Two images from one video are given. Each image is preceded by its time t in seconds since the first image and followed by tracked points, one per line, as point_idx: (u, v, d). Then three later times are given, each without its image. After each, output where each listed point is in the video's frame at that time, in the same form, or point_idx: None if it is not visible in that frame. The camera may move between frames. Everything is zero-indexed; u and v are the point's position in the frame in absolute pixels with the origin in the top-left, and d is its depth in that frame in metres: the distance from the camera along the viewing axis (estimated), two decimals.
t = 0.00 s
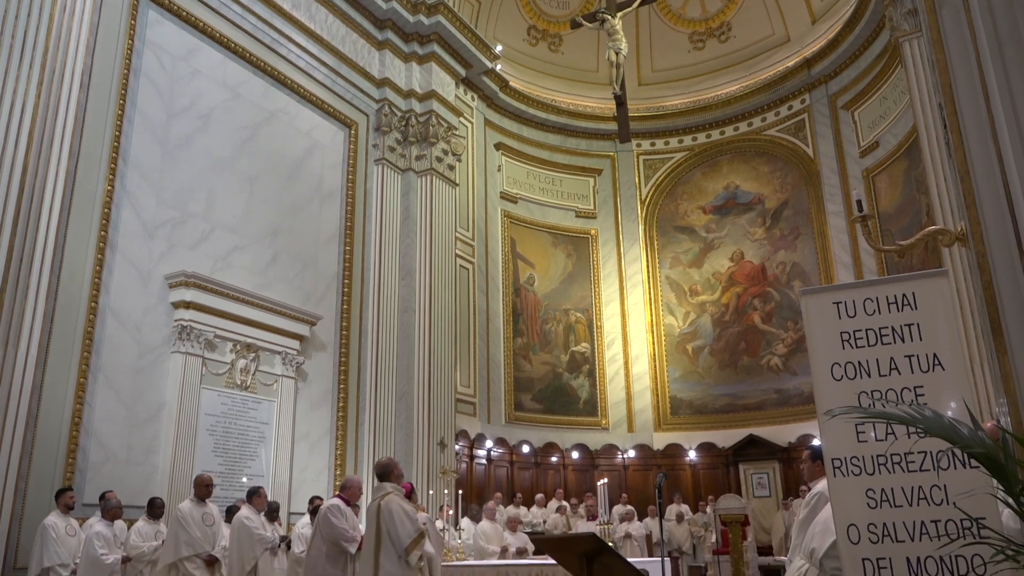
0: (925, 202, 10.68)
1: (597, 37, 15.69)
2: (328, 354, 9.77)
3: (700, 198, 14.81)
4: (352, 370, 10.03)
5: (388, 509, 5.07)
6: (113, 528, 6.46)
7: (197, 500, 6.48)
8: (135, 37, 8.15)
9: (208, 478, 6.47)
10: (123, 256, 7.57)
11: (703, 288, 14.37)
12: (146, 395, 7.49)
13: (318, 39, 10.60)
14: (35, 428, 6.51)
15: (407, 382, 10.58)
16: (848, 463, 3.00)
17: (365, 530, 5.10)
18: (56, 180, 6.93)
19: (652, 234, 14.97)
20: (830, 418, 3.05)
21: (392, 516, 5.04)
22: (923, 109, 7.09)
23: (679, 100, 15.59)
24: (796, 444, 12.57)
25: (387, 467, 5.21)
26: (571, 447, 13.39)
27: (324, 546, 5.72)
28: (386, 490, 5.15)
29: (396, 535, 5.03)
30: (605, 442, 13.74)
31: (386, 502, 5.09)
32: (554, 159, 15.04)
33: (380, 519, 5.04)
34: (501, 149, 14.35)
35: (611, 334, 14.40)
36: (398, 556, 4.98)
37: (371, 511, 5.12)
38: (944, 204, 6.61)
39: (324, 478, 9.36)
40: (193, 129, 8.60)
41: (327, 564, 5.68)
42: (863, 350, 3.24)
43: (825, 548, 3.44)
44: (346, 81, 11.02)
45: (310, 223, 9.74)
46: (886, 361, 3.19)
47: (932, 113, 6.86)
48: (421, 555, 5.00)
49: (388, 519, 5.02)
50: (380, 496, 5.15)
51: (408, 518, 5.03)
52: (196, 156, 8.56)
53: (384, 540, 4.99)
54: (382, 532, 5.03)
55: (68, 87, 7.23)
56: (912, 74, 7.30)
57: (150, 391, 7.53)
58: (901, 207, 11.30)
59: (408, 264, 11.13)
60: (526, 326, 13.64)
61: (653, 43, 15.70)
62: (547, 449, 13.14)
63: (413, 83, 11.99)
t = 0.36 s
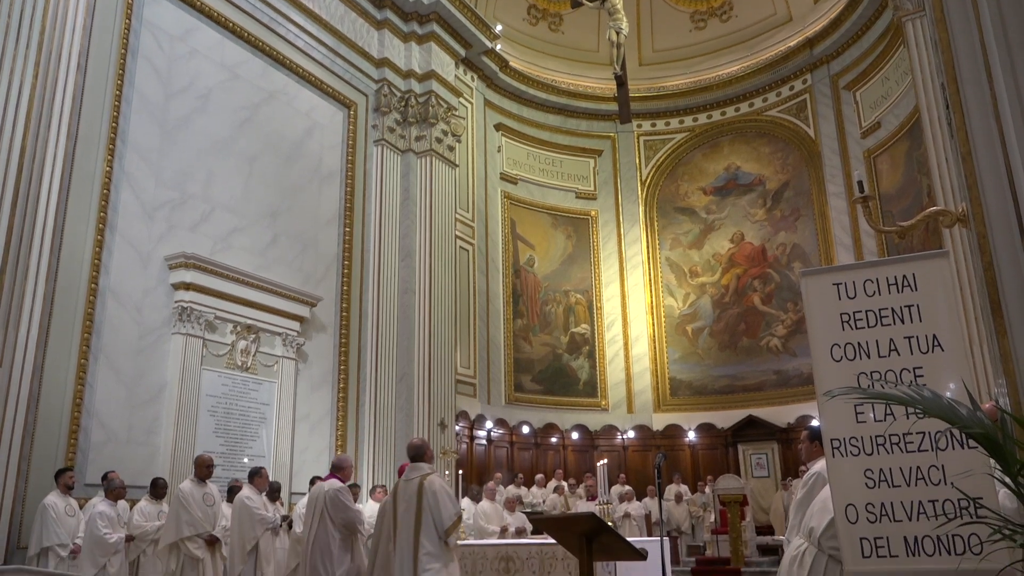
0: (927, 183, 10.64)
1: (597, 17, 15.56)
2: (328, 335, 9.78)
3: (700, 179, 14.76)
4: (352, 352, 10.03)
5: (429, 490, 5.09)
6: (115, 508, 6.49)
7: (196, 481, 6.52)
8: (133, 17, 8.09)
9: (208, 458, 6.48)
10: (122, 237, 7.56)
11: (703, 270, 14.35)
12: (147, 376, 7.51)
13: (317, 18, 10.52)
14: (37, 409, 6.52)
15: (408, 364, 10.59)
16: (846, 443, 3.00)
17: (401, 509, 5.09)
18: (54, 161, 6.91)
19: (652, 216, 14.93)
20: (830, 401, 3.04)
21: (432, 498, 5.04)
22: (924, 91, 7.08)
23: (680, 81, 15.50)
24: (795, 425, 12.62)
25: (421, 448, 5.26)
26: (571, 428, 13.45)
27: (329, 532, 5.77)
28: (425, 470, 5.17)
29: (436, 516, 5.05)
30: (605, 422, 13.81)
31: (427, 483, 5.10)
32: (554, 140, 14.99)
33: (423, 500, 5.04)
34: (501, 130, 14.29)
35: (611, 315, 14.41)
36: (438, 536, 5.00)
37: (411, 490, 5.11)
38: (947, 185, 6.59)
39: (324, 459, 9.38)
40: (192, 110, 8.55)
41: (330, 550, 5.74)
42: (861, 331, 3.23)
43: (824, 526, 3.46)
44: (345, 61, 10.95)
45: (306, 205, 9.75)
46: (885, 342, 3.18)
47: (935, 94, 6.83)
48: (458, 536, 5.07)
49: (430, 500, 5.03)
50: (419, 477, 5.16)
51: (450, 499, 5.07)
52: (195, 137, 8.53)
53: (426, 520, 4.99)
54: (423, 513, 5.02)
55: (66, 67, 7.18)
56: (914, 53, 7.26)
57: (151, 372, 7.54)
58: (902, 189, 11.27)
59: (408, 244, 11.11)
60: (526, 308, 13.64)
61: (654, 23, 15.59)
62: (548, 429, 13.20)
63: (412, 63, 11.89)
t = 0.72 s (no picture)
0: (930, 164, 10.60)
1: None
2: (330, 317, 9.79)
3: (703, 160, 14.71)
4: (354, 334, 10.05)
5: (473, 468, 5.21)
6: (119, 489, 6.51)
7: (199, 462, 6.51)
8: None
9: (211, 439, 6.48)
10: (124, 219, 7.54)
11: (705, 251, 14.33)
12: (150, 358, 7.52)
13: None
14: (41, 390, 6.55)
15: (410, 346, 10.60)
16: (846, 424, 3.01)
17: (439, 488, 5.20)
18: (55, 142, 6.88)
19: (654, 197, 14.89)
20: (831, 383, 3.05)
21: (477, 477, 5.19)
22: (929, 71, 7.04)
23: (682, 61, 15.40)
24: (796, 406, 12.66)
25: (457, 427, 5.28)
26: (572, 409, 13.50)
27: (333, 510, 5.79)
28: (466, 449, 5.27)
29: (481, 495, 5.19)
30: (606, 404, 13.86)
31: (470, 462, 5.22)
32: (556, 121, 14.92)
33: (468, 476, 5.18)
34: (503, 111, 14.22)
35: (612, 297, 14.42)
36: (484, 513, 5.14)
37: (452, 468, 5.22)
38: (951, 166, 6.57)
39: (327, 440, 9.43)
40: (191, 90, 8.51)
41: (332, 527, 5.78)
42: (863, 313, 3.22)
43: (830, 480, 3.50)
44: (346, 42, 10.88)
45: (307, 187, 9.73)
46: (887, 324, 3.18)
47: (939, 75, 6.80)
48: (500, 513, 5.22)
49: (476, 479, 5.16)
50: (461, 455, 5.26)
51: (494, 477, 5.22)
52: (195, 118, 8.49)
53: (471, 497, 5.14)
54: (469, 490, 5.16)
55: (66, 47, 7.14)
56: (919, 33, 7.20)
57: (154, 354, 7.56)
58: (905, 169, 11.23)
59: (411, 226, 11.09)
60: (528, 289, 13.64)
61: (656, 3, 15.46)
62: (550, 411, 13.25)
63: (413, 43, 11.80)
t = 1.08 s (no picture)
0: (936, 144, 10.54)
1: None
2: (334, 298, 9.81)
3: (707, 140, 14.63)
4: (357, 315, 10.06)
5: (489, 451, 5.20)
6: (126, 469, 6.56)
7: (206, 443, 6.51)
8: None
9: (217, 420, 6.48)
10: (127, 200, 7.54)
11: (709, 233, 14.29)
12: (155, 339, 7.55)
13: None
14: (46, 371, 6.58)
15: (414, 328, 10.61)
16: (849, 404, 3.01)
17: (454, 467, 5.21)
18: (57, 123, 6.87)
19: (658, 178, 14.83)
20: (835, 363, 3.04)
21: (492, 457, 5.17)
22: (935, 50, 6.97)
23: (687, 41, 15.27)
24: (800, 386, 12.68)
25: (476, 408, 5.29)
26: (576, 390, 13.54)
27: (335, 487, 5.82)
28: (483, 430, 5.25)
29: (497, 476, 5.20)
30: (610, 385, 13.89)
31: (486, 443, 5.20)
32: (559, 102, 14.84)
33: (482, 456, 5.17)
34: (506, 92, 14.14)
35: (616, 279, 14.40)
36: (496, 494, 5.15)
37: (468, 449, 5.21)
38: (957, 147, 6.52)
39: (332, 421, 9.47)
40: (193, 71, 8.47)
41: (333, 505, 5.81)
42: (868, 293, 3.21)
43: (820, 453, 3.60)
44: (348, 22, 10.81)
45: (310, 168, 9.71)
46: (892, 305, 3.17)
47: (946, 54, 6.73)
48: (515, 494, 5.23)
49: (491, 458, 5.15)
50: (477, 436, 5.25)
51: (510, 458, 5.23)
52: (196, 99, 8.45)
53: (486, 480, 5.13)
54: (482, 471, 5.16)
55: (66, 28, 7.10)
56: (926, 11, 7.12)
57: (158, 335, 7.59)
58: (911, 149, 11.16)
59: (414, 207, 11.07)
60: (532, 271, 13.63)
61: None
62: (553, 392, 13.30)
63: (415, 23, 11.71)
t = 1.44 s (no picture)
0: (943, 126, 10.48)
1: None
2: (338, 281, 9.82)
3: (712, 122, 14.55)
4: (362, 298, 10.07)
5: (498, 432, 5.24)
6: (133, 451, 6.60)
7: (215, 424, 6.55)
8: None
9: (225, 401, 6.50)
10: (131, 183, 7.54)
11: (713, 215, 14.24)
12: (160, 322, 7.57)
13: None
14: (53, 354, 6.61)
15: (418, 310, 10.62)
16: (853, 386, 3.01)
17: (461, 447, 5.22)
18: (60, 106, 6.86)
19: (663, 160, 14.77)
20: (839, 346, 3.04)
21: (500, 439, 5.20)
22: (943, 31, 6.90)
23: (692, 21, 15.16)
24: (804, 369, 12.70)
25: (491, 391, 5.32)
26: (579, 372, 13.57)
27: (335, 468, 5.85)
28: (492, 411, 5.27)
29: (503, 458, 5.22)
30: (614, 367, 13.92)
31: (495, 424, 5.23)
32: (564, 83, 14.75)
33: (491, 439, 5.20)
34: (510, 74, 14.06)
35: (620, 262, 14.38)
36: (503, 476, 5.18)
37: (477, 430, 5.24)
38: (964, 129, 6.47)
39: (336, 403, 9.51)
40: (195, 53, 8.44)
41: (334, 486, 5.83)
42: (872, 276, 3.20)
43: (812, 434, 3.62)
44: (350, 3, 10.74)
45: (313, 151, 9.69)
46: (897, 287, 3.15)
47: (952, 34, 6.67)
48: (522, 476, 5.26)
49: (500, 442, 5.18)
50: (487, 419, 5.28)
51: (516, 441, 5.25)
52: (199, 81, 8.43)
53: (493, 460, 5.16)
54: (491, 452, 5.18)
55: (69, 10, 7.07)
56: None
57: (163, 317, 7.61)
58: (917, 131, 11.10)
59: (417, 189, 11.05)
60: (536, 253, 13.62)
61: None
62: (557, 374, 13.33)
63: (418, 4, 11.63)
